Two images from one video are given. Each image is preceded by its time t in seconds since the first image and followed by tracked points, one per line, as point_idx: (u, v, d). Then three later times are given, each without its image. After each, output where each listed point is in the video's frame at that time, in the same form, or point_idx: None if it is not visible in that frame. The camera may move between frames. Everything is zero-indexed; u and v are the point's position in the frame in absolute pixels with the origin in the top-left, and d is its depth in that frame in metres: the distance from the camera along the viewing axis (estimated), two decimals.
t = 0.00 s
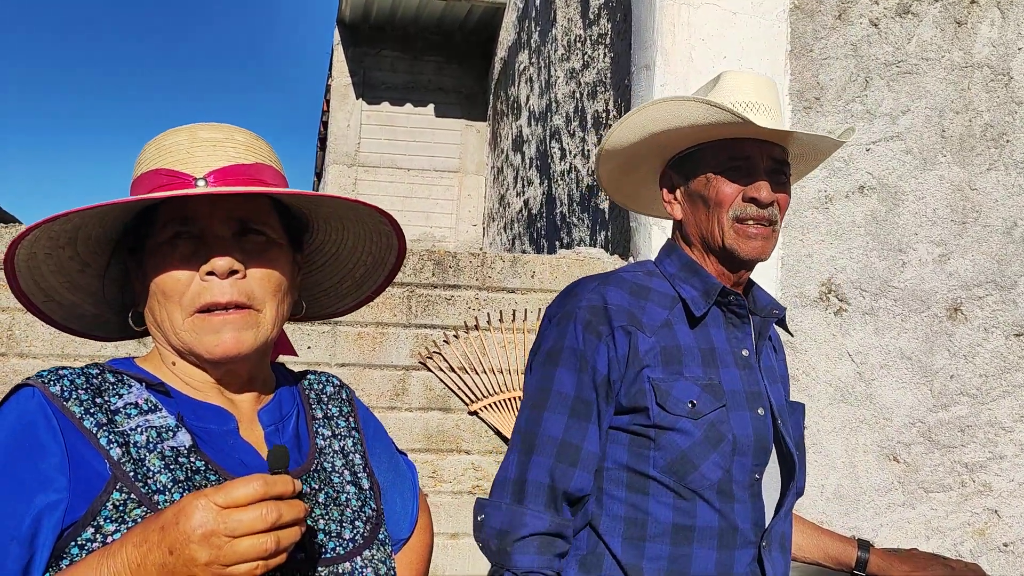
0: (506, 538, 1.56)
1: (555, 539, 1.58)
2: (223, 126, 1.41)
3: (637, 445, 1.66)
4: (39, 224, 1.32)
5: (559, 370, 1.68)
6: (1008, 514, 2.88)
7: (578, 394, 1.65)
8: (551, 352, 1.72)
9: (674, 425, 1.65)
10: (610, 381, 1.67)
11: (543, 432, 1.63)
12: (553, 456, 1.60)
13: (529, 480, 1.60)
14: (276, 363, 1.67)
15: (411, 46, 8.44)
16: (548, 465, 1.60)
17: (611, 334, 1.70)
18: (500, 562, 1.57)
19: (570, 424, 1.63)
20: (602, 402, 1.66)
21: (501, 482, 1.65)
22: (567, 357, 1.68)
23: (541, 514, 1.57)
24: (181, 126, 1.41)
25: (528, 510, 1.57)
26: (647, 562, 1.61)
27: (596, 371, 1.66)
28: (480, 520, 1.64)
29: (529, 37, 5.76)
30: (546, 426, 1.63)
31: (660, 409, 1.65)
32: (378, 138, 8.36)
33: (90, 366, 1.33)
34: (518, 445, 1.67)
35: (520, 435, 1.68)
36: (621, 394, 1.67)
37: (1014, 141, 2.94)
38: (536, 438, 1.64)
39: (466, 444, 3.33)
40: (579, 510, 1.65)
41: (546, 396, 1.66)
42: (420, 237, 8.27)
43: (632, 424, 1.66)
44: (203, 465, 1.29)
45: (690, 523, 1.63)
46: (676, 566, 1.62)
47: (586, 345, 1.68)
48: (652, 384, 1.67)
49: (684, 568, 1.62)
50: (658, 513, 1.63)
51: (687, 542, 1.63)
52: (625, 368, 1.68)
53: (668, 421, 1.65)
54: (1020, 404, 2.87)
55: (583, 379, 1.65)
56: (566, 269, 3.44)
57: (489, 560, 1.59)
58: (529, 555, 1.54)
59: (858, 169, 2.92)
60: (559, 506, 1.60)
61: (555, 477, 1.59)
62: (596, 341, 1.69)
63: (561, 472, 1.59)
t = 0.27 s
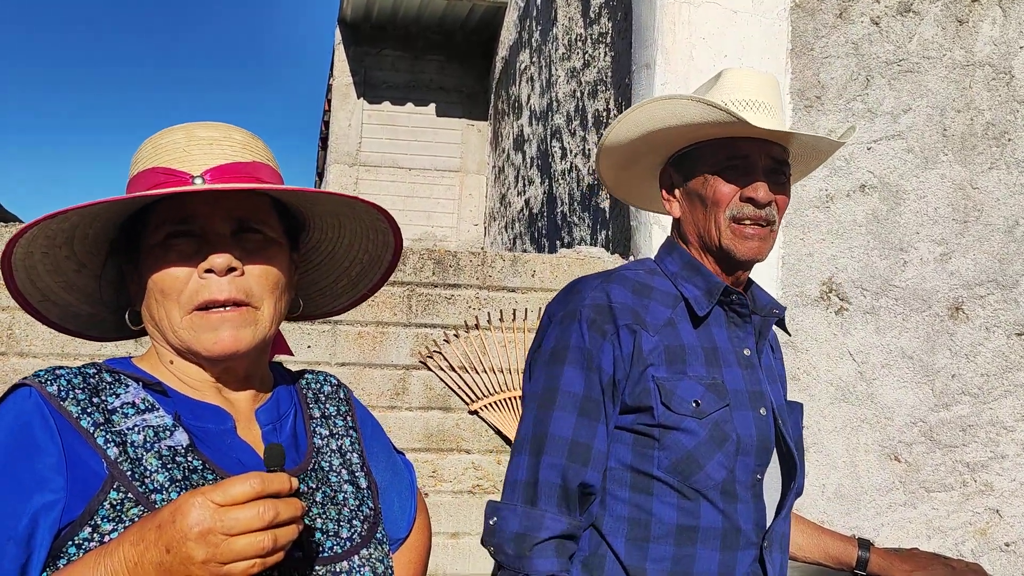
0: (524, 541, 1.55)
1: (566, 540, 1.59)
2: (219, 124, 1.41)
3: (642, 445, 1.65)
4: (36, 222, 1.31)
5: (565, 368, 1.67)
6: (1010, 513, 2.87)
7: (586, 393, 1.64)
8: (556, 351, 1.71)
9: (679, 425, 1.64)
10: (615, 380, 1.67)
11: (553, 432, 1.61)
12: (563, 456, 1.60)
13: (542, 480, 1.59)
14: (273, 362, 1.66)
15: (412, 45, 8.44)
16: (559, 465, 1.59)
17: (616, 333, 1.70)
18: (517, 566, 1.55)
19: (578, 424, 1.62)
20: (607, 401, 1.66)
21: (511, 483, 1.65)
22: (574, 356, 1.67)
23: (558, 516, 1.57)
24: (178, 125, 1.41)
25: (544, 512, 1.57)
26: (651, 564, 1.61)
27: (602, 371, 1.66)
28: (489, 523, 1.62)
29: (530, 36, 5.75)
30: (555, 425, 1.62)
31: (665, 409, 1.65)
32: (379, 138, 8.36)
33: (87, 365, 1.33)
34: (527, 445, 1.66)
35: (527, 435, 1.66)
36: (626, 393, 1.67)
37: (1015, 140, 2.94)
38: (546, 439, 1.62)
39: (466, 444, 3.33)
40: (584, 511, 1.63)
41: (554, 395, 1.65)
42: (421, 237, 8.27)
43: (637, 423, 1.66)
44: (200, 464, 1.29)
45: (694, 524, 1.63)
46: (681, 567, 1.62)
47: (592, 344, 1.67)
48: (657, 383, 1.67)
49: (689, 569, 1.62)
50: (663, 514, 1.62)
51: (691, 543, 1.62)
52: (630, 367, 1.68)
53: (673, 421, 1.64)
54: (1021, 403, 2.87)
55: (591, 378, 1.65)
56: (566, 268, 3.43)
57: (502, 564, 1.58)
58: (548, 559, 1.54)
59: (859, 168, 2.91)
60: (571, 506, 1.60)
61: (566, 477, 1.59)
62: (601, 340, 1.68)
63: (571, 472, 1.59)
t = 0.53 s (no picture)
0: (518, 539, 1.56)
1: (563, 539, 1.59)
2: (222, 122, 1.41)
3: (638, 444, 1.66)
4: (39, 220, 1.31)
5: (562, 368, 1.67)
6: (1011, 512, 2.87)
7: (582, 393, 1.65)
8: (553, 350, 1.71)
9: (675, 424, 1.64)
10: (613, 380, 1.67)
11: (548, 430, 1.62)
12: (559, 456, 1.60)
13: (538, 479, 1.60)
14: (274, 361, 1.66)
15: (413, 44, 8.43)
16: (554, 465, 1.60)
17: (612, 332, 1.70)
18: (511, 563, 1.56)
19: (574, 423, 1.63)
20: (603, 400, 1.67)
21: (507, 481, 1.65)
22: (570, 355, 1.67)
23: (552, 514, 1.58)
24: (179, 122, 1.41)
25: (538, 510, 1.58)
26: (648, 563, 1.61)
27: (599, 370, 1.66)
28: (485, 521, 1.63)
29: (531, 35, 5.75)
30: (550, 424, 1.63)
31: (661, 409, 1.65)
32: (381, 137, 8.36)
33: (88, 365, 1.33)
34: (523, 444, 1.66)
35: (524, 434, 1.67)
36: (623, 393, 1.67)
37: (1017, 138, 2.93)
38: (541, 437, 1.63)
39: (467, 442, 3.33)
40: (580, 510, 1.65)
41: (550, 395, 1.66)
42: (422, 235, 8.27)
43: (633, 423, 1.66)
44: (201, 464, 1.29)
45: (691, 523, 1.63)
46: (677, 566, 1.62)
47: (588, 343, 1.68)
48: (653, 382, 1.67)
49: (685, 568, 1.62)
50: (659, 513, 1.63)
51: (688, 542, 1.63)
52: (627, 366, 1.68)
53: (669, 420, 1.64)
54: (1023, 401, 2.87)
55: (587, 378, 1.65)
56: (567, 267, 3.43)
57: (498, 562, 1.58)
58: (542, 556, 1.56)
59: (861, 167, 2.91)
60: (566, 504, 1.60)
61: (560, 475, 1.60)
62: (598, 339, 1.69)
63: (567, 472, 1.60)
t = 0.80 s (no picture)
0: (513, 537, 1.56)
1: (558, 537, 1.59)
2: (218, 117, 1.41)
3: (635, 442, 1.65)
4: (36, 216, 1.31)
5: (558, 366, 1.67)
6: (1011, 510, 2.86)
7: (579, 390, 1.64)
8: (550, 347, 1.71)
9: (671, 422, 1.64)
10: (609, 377, 1.67)
11: (545, 428, 1.62)
12: (554, 454, 1.60)
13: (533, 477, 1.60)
14: (272, 357, 1.66)
15: (414, 42, 8.42)
16: (550, 463, 1.60)
17: (609, 329, 1.70)
18: (507, 561, 1.56)
19: (570, 420, 1.62)
20: (600, 398, 1.66)
21: (503, 478, 1.65)
22: (567, 353, 1.67)
23: (547, 512, 1.58)
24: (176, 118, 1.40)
25: (533, 508, 1.58)
26: (644, 561, 1.61)
27: (596, 368, 1.66)
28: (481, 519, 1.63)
29: (532, 33, 5.74)
30: (547, 421, 1.63)
31: (658, 407, 1.65)
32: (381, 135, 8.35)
33: (84, 362, 1.33)
34: (519, 442, 1.66)
35: (521, 431, 1.67)
36: (619, 391, 1.67)
37: (1017, 135, 2.92)
38: (537, 434, 1.63)
39: (467, 440, 3.33)
40: (576, 507, 1.65)
41: (547, 392, 1.65)
42: (423, 234, 8.26)
43: (630, 421, 1.66)
44: (197, 462, 1.29)
45: (687, 521, 1.63)
46: (673, 565, 1.62)
47: (585, 341, 1.67)
48: (650, 380, 1.67)
49: (681, 567, 1.62)
50: (655, 511, 1.62)
51: (684, 541, 1.62)
52: (624, 364, 1.68)
53: (666, 418, 1.64)
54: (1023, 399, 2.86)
55: (583, 375, 1.65)
56: (566, 264, 3.43)
57: (494, 560, 1.58)
58: (539, 555, 1.56)
59: (860, 164, 2.90)
60: (562, 502, 1.60)
61: (556, 473, 1.60)
62: (595, 336, 1.68)
63: (563, 469, 1.60)
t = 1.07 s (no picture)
0: (511, 534, 1.56)
1: (556, 533, 1.59)
2: (217, 115, 1.40)
3: (635, 440, 1.65)
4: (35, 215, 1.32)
5: (558, 363, 1.67)
6: (1012, 508, 2.86)
7: (578, 388, 1.65)
8: (550, 345, 1.71)
9: (671, 420, 1.64)
10: (609, 375, 1.67)
11: (544, 425, 1.62)
12: (554, 451, 1.60)
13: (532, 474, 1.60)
14: (272, 355, 1.66)
15: (416, 41, 8.42)
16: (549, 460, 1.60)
17: (610, 327, 1.70)
18: (504, 557, 1.57)
19: (570, 417, 1.63)
20: (600, 395, 1.66)
21: (502, 475, 1.65)
22: (567, 350, 1.67)
23: (544, 509, 1.58)
24: (174, 116, 1.40)
25: (531, 505, 1.58)
26: (644, 559, 1.61)
27: (596, 365, 1.66)
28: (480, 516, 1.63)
29: (533, 31, 5.74)
30: (546, 418, 1.63)
31: (658, 405, 1.65)
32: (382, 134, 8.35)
33: (84, 361, 1.33)
34: (519, 438, 1.67)
35: (520, 428, 1.67)
36: (619, 388, 1.67)
37: (1018, 133, 2.92)
38: (536, 431, 1.63)
39: (467, 438, 3.34)
40: (575, 505, 1.65)
41: (546, 390, 1.66)
42: (424, 233, 8.26)
43: (630, 418, 1.66)
44: (197, 461, 1.29)
45: (687, 519, 1.63)
46: (672, 563, 1.62)
47: (585, 338, 1.68)
48: (650, 378, 1.67)
49: (680, 565, 1.62)
50: (654, 509, 1.62)
51: (684, 539, 1.62)
52: (624, 362, 1.68)
53: (665, 417, 1.64)
54: None
55: (583, 373, 1.65)
56: (567, 263, 3.43)
57: (492, 556, 1.59)
58: (535, 551, 1.56)
59: (860, 162, 2.90)
60: (560, 499, 1.60)
61: (555, 470, 1.60)
62: (595, 334, 1.68)
63: (563, 467, 1.60)
